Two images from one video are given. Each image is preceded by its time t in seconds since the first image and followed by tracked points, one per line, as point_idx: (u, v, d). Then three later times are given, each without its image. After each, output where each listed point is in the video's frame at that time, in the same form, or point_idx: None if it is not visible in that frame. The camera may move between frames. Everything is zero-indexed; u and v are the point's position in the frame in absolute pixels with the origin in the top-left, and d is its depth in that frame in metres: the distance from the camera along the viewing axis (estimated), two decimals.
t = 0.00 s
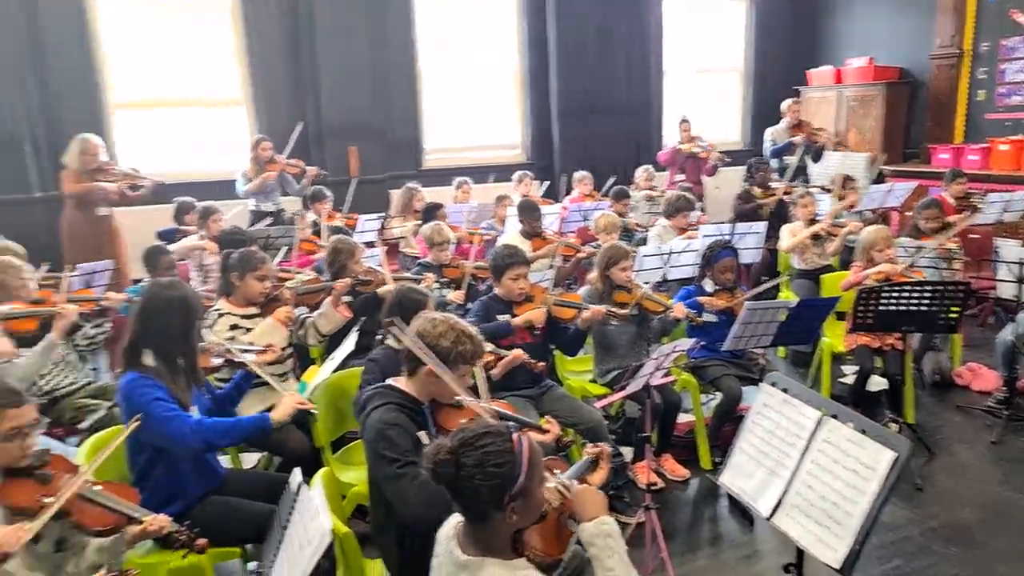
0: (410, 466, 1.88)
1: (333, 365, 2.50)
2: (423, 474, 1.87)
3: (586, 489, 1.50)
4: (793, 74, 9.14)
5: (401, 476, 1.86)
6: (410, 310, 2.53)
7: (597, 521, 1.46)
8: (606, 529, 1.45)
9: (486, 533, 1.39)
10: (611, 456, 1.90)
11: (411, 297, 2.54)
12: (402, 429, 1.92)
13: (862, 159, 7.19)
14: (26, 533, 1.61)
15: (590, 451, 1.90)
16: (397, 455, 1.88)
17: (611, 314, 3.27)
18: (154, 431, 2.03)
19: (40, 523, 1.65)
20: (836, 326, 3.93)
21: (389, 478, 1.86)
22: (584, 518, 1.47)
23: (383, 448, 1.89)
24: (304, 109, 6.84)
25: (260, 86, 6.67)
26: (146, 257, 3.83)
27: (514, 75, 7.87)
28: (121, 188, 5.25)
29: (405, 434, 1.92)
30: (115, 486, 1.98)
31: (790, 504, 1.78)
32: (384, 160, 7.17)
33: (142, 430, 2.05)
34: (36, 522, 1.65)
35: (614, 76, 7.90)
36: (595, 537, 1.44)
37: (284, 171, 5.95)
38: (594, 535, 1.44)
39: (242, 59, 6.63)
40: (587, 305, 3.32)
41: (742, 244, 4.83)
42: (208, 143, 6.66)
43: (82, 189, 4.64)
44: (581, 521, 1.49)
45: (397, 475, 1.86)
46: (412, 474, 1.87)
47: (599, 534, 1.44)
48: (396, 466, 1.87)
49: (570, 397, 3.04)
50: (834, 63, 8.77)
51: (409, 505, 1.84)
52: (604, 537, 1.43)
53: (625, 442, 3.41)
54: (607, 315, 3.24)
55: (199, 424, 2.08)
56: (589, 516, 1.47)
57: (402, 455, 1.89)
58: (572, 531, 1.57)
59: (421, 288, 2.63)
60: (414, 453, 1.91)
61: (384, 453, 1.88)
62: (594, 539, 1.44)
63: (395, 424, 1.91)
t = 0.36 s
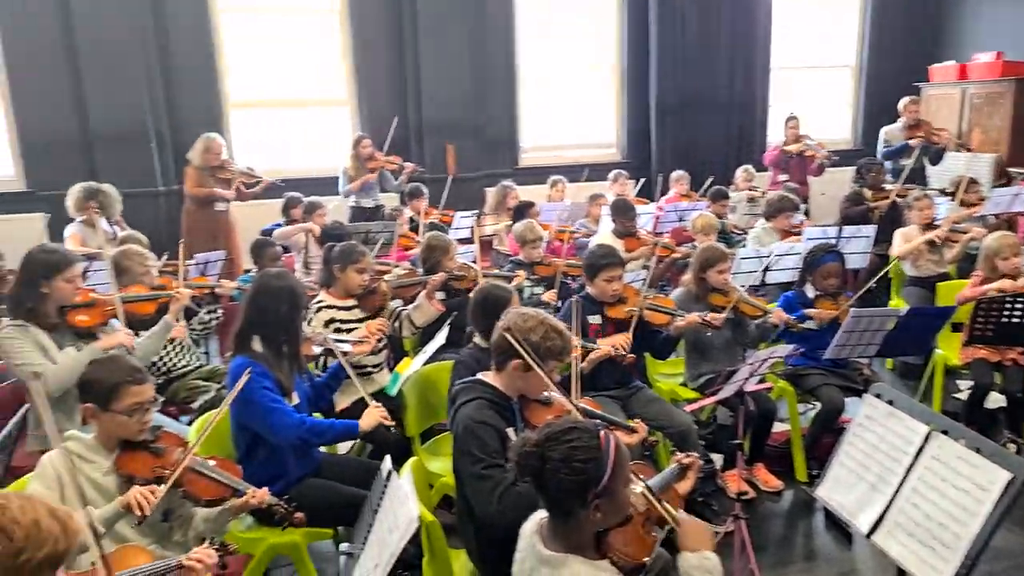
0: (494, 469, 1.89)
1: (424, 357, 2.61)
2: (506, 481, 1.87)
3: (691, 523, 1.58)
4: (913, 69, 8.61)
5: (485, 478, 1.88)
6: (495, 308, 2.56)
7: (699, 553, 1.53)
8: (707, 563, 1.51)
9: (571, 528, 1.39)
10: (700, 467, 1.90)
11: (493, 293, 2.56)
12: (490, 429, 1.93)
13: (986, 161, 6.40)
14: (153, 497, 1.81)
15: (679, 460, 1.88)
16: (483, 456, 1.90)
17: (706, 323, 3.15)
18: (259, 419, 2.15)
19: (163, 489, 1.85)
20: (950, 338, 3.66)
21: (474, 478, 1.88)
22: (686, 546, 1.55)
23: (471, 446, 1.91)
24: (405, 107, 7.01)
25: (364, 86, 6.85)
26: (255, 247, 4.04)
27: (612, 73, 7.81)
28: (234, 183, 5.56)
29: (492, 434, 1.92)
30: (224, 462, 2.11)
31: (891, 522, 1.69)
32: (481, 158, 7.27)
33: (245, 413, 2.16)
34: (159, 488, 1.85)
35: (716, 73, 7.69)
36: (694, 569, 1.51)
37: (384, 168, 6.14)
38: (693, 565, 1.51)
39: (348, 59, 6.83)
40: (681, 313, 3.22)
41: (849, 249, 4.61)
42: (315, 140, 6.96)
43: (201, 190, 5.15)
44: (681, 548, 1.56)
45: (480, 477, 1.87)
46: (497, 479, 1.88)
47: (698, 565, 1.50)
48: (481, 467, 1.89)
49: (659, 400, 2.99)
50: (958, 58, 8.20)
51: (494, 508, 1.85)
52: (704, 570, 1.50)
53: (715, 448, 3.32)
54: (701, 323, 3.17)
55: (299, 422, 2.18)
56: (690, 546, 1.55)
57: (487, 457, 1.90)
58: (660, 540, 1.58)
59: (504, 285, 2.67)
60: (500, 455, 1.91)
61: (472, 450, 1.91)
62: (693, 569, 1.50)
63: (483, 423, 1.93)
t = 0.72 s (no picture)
0: (513, 465, 1.88)
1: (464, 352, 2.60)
2: (517, 478, 1.86)
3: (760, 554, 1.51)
4: (973, 65, 8.30)
5: (500, 469, 1.88)
6: (533, 307, 2.55)
7: None
8: None
9: (612, 526, 1.39)
10: (744, 469, 1.89)
11: (532, 291, 2.55)
12: (524, 427, 1.92)
13: None
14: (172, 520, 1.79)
15: (721, 463, 1.87)
16: (509, 451, 1.90)
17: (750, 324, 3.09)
18: (312, 405, 2.19)
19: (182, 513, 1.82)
20: (1007, 342, 3.55)
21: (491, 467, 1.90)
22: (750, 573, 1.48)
23: (501, 439, 1.91)
24: (449, 105, 7.04)
25: (409, 83, 6.89)
26: (300, 243, 4.11)
27: (657, 70, 7.73)
28: (283, 179, 5.69)
29: (524, 432, 1.92)
30: (270, 451, 2.15)
31: (940, 530, 1.64)
32: (523, 155, 7.28)
33: (297, 404, 2.21)
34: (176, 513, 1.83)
35: (764, 69, 7.54)
36: None
37: (425, 165, 6.18)
38: None
39: (393, 57, 6.88)
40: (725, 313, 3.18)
41: (901, 250, 4.49)
42: (360, 138, 7.05)
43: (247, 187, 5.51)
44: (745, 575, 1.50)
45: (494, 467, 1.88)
46: (508, 475, 1.87)
47: None
48: (501, 459, 1.90)
49: (701, 401, 2.96)
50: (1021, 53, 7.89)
51: (495, 499, 1.86)
52: None
53: (757, 451, 3.27)
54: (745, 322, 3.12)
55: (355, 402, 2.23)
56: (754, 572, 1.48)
57: (511, 453, 1.89)
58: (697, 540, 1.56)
59: (541, 282, 2.66)
60: (524, 454, 1.90)
61: (500, 443, 1.91)
62: None
63: (519, 419, 1.92)
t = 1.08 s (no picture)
0: (557, 467, 1.87)
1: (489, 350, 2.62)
2: (570, 478, 1.85)
3: (749, 514, 1.53)
4: (1013, 62, 8.08)
5: (548, 475, 1.86)
6: (560, 304, 2.57)
7: (757, 546, 1.49)
8: (767, 555, 1.47)
9: (636, 524, 1.38)
10: (773, 468, 1.87)
11: (559, 291, 2.58)
12: (555, 426, 1.92)
13: None
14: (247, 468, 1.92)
15: (749, 461, 1.85)
16: (548, 452, 1.89)
17: (778, 322, 3.06)
18: (333, 409, 2.20)
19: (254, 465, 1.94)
20: None
21: (537, 474, 1.87)
22: (745, 540, 1.51)
23: (536, 442, 1.90)
24: (476, 103, 7.05)
25: (437, 82, 6.91)
26: (329, 239, 4.15)
27: (686, 68, 7.66)
28: (313, 176, 5.77)
29: (557, 431, 1.91)
30: (298, 444, 2.20)
31: (971, 535, 1.61)
32: (550, 153, 7.26)
33: (318, 401, 2.23)
34: (251, 459, 1.96)
35: (796, 67, 7.43)
36: (755, 561, 1.46)
37: (451, 163, 6.19)
38: (754, 558, 1.47)
39: (422, 56, 6.91)
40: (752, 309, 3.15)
41: (935, 250, 4.39)
42: (388, 136, 7.10)
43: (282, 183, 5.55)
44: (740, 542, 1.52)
45: (542, 473, 1.86)
46: (559, 477, 1.86)
47: (755, 558, 1.46)
48: (544, 463, 1.88)
49: (727, 401, 2.93)
50: None
51: (553, 505, 1.84)
52: (764, 563, 1.45)
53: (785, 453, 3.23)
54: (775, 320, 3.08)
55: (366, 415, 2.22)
56: (749, 539, 1.51)
57: (551, 454, 1.88)
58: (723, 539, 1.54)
59: (569, 281, 2.67)
60: (563, 451, 1.90)
61: (537, 447, 1.89)
62: (753, 562, 1.46)
63: (547, 419, 1.91)
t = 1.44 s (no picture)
0: (572, 462, 1.87)
1: (516, 348, 2.61)
2: (580, 475, 1.85)
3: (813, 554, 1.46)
4: None
5: (561, 467, 1.87)
6: (585, 304, 2.53)
7: None
8: None
9: (661, 521, 1.37)
10: (798, 466, 1.84)
11: (585, 290, 2.53)
12: (578, 423, 1.92)
13: None
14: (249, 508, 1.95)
15: (773, 458, 1.84)
16: (565, 447, 1.89)
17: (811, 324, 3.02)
18: (365, 402, 2.23)
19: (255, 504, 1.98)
20: None
21: (551, 465, 1.89)
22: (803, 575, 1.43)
23: (557, 435, 1.91)
24: (504, 102, 7.05)
25: (466, 80, 6.93)
26: (358, 236, 4.18)
27: (716, 66, 7.59)
28: (342, 175, 5.82)
29: (581, 428, 1.92)
30: (327, 439, 2.22)
31: (1007, 540, 1.58)
32: (578, 152, 7.24)
33: (350, 396, 2.25)
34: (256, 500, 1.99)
35: (828, 65, 7.33)
36: None
37: (478, 161, 6.20)
38: None
39: (451, 55, 6.93)
40: (784, 312, 3.11)
41: (972, 251, 4.30)
42: (416, 134, 7.13)
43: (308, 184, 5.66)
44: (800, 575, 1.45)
45: (554, 465, 1.87)
46: (570, 473, 1.86)
47: None
48: (559, 457, 1.89)
49: (757, 401, 2.90)
50: None
51: (560, 499, 1.85)
52: None
53: (814, 455, 3.19)
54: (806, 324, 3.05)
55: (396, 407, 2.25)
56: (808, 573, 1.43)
57: (568, 449, 1.89)
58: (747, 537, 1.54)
59: (594, 280, 2.64)
60: (581, 449, 1.90)
61: (556, 440, 1.91)
62: None
63: (572, 415, 1.92)
